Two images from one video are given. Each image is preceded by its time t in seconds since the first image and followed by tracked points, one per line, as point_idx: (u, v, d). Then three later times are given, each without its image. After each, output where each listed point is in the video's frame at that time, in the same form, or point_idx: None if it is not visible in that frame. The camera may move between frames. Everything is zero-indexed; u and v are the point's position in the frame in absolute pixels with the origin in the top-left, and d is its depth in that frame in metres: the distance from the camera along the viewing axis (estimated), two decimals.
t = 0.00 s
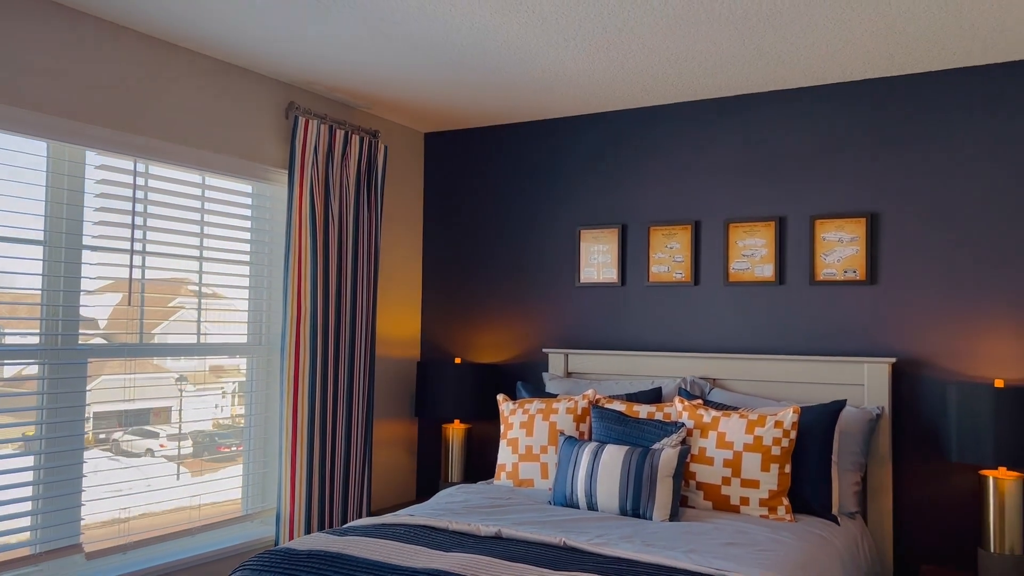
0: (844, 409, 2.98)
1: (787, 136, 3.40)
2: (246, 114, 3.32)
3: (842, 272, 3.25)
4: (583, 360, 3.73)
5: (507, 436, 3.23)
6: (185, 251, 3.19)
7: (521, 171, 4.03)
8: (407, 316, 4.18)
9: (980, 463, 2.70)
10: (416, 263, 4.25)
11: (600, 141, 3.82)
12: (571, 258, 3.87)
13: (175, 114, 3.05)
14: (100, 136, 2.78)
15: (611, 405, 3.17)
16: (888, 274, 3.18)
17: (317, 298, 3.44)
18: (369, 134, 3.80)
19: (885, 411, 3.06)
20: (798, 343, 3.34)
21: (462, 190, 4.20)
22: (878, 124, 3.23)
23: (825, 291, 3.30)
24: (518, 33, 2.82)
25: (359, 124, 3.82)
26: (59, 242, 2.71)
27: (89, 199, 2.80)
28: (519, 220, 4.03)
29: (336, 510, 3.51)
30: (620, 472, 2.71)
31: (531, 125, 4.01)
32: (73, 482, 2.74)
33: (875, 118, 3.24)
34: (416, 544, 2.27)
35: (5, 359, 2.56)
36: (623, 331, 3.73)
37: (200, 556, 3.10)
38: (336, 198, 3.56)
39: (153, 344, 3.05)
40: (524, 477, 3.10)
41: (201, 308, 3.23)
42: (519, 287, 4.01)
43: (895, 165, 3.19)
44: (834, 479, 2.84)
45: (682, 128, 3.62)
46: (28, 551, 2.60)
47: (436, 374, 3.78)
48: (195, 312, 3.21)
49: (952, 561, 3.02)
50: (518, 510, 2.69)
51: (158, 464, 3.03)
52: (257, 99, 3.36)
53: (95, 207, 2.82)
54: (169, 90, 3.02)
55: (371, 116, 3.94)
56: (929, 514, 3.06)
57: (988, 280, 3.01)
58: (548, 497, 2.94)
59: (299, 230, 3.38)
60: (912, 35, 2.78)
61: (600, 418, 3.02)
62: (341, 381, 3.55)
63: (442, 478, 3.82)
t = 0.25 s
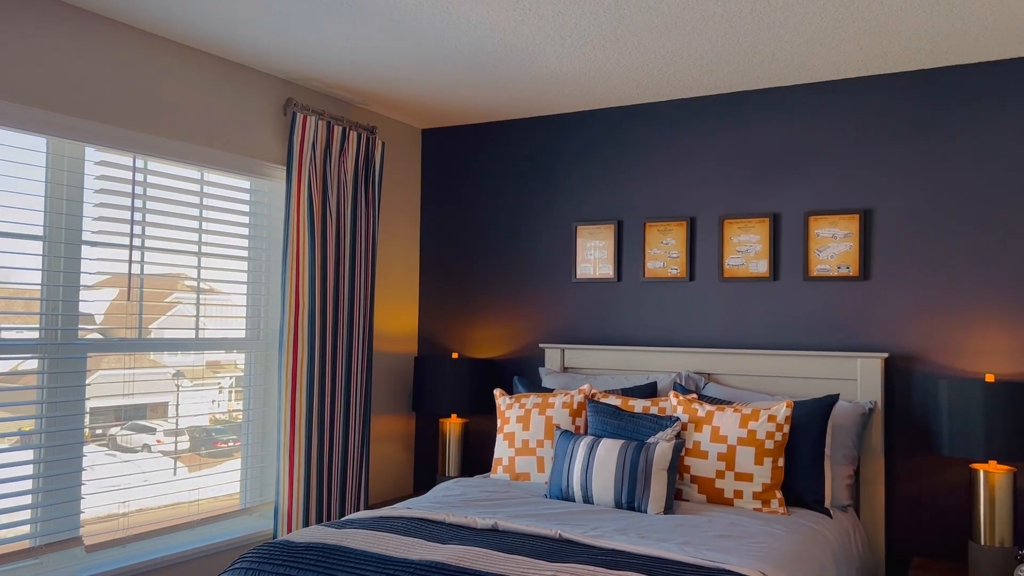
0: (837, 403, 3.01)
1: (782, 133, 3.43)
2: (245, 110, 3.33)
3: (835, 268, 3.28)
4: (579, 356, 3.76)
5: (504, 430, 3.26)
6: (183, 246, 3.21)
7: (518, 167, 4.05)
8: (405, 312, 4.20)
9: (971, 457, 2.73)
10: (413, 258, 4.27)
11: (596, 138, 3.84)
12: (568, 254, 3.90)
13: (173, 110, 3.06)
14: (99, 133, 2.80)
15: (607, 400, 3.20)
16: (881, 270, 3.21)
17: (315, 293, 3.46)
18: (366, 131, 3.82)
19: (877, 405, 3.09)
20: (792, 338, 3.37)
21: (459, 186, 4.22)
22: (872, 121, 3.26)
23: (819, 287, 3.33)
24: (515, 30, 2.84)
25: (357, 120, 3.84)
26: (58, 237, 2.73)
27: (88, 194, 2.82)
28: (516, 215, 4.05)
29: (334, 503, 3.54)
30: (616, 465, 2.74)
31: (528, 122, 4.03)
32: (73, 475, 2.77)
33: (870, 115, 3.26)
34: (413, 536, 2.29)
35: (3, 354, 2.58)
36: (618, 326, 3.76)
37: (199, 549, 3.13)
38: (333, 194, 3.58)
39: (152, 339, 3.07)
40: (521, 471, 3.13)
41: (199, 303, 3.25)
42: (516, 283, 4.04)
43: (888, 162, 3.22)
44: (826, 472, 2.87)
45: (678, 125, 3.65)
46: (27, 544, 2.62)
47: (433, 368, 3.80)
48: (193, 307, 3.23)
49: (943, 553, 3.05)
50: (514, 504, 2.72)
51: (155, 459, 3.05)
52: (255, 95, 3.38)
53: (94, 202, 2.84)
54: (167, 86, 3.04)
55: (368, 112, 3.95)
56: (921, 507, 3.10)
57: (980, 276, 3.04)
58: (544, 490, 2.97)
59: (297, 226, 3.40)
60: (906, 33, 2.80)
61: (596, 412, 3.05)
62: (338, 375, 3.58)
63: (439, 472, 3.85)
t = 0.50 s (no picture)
0: (829, 397, 3.04)
1: (774, 129, 3.45)
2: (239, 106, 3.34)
3: (827, 264, 3.31)
4: (572, 351, 3.78)
5: (498, 425, 3.27)
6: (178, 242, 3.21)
7: (512, 163, 4.07)
8: (399, 307, 4.22)
9: (961, 450, 2.75)
10: (408, 254, 4.28)
11: (590, 134, 3.86)
12: (562, 249, 3.92)
13: (168, 105, 3.07)
14: (94, 129, 2.81)
15: (600, 394, 3.22)
16: (873, 265, 3.24)
17: (310, 289, 3.47)
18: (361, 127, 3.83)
19: (868, 400, 3.12)
20: (784, 333, 3.39)
21: (453, 182, 4.23)
22: (864, 117, 3.28)
23: (812, 282, 3.35)
24: (509, 27, 2.86)
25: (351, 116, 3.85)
26: (53, 233, 2.74)
27: (83, 190, 2.83)
28: (510, 211, 4.07)
29: (329, 497, 3.56)
30: (609, 459, 2.76)
31: (522, 118, 4.05)
32: (69, 470, 2.78)
33: (862, 111, 3.28)
34: (407, 529, 2.31)
35: None
36: (612, 322, 3.78)
37: (194, 543, 3.15)
38: (328, 190, 3.60)
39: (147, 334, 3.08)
40: (515, 465, 3.15)
41: (194, 299, 3.26)
42: (510, 278, 4.05)
43: (880, 158, 3.24)
44: (818, 466, 2.90)
45: (671, 121, 3.66)
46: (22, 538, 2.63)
47: (428, 364, 3.82)
48: (188, 302, 3.24)
49: (932, 546, 3.09)
50: (509, 497, 2.73)
51: (151, 454, 3.06)
52: (250, 91, 3.38)
53: (89, 198, 2.85)
54: (162, 82, 3.05)
55: (363, 109, 3.96)
56: (911, 500, 3.13)
57: (970, 271, 3.07)
58: (538, 484, 2.99)
59: (292, 222, 3.41)
60: (897, 30, 2.82)
61: (590, 407, 3.07)
62: (333, 370, 3.59)
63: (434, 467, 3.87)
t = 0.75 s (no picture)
0: (815, 391, 3.06)
1: (762, 125, 3.47)
2: (227, 101, 3.33)
3: (814, 259, 3.33)
4: (561, 346, 3.80)
5: (488, 419, 3.29)
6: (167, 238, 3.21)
7: (501, 158, 4.07)
8: (389, 303, 4.22)
9: (945, 444, 2.78)
10: (397, 249, 4.29)
11: (579, 130, 3.87)
12: (551, 245, 3.93)
13: (156, 100, 3.06)
14: (81, 124, 2.80)
15: (589, 389, 3.24)
16: (859, 260, 3.27)
17: (299, 284, 3.47)
18: (349, 122, 3.83)
19: (854, 393, 3.15)
20: (771, 328, 3.42)
21: (443, 177, 4.23)
22: (850, 113, 3.30)
23: (798, 277, 3.37)
24: (497, 22, 2.87)
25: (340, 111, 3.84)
26: (41, 228, 2.73)
27: (70, 185, 2.82)
28: (499, 207, 4.08)
29: (318, 492, 3.57)
30: (597, 453, 2.78)
31: (511, 114, 4.05)
32: (57, 466, 2.78)
33: (848, 107, 3.31)
34: (397, 524, 2.32)
35: None
36: (601, 317, 3.79)
37: (183, 538, 3.15)
38: (317, 185, 3.59)
39: (136, 330, 3.07)
40: (504, 459, 3.17)
41: (183, 294, 3.25)
42: (499, 273, 4.06)
43: (866, 153, 3.27)
44: (804, 459, 2.92)
45: (660, 117, 3.68)
46: (11, 534, 2.63)
47: (417, 359, 3.82)
48: (177, 298, 3.24)
49: (917, 538, 3.12)
50: (498, 491, 2.75)
51: (140, 451, 3.06)
52: (238, 86, 3.38)
53: (77, 194, 2.84)
54: (149, 77, 3.04)
55: (352, 104, 3.96)
56: (896, 493, 3.16)
57: (955, 265, 3.10)
58: (527, 478, 3.00)
59: (280, 217, 3.41)
60: (883, 26, 2.85)
61: (579, 401, 3.08)
62: (322, 365, 3.60)
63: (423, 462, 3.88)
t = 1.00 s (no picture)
0: (800, 385, 3.08)
1: (747, 120, 3.48)
2: (212, 95, 3.31)
3: (799, 253, 3.35)
4: (548, 340, 3.80)
5: (475, 414, 3.29)
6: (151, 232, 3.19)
7: (488, 153, 4.07)
8: (376, 298, 4.21)
9: (928, 436, 2.80)
10: (384, 244, 4.28)
11: (566, 125, 3.87)
12: (538, 240, 3.93)
13: (140, 94, 3.04)
14: (64, 117, 2.77)
15: (576, 383, 3.25)
16: (844, 254, 3.28)
17: (284, 279, 3.46)
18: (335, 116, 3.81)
19: (839, 387, 3.17)
20: (757, 322, 3.43)
21: (429, 172, 4.22)
22: (835, 108, 3.32)
23: (784, 272, 3.39)
24: (483, 16, 2.86)
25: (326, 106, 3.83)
26: (23, 222, 2.71)
27: (53, 179, 2.79)
28: (485, 201, 4.07)
29: (305, 487, 3.56)
30: (584, 447, 2.79)
31: (497, 108, 4.05)
32: (41, 462, 2.76)
33: (834, 102, 3.32)
34: (383, 518, 2.32)
35: None
36: (588, 311, 3.80)
37: (168, 535, 3.13)
38: (302, 180, 3.58)
39: (120, 326, 3.05)
40: (491, 454, 3.17)
41: (167, 290, 3.23)
42: (486, 268, 4.06)
43: (851, 148, 3.29)
44: (789, 452, 2.94)
45: (646, 111, 3.68)
46: None
47: (404, 354, 3.82)
48: (161, 293, 3.22)
49: (900, 530, 3.15)
50: (485, 486, 2.75)
51: (125, 447, 3.04)
52: (223, 80, 3.36)
53: (59, 188, 2.82)
54: (133, 70, 3.01)
55: (337, 98, 3.94)
56: (880, 485, 3.18)
57: (938, 259, 3.12)
58: (514, 472, 3.01)
59: (266, 212, 3.40)
60: (867, 21, 2.86)
61: (566, 395, 3.09)
62: (308, 360, 3.59)
63: (411, 457, 3.88)
